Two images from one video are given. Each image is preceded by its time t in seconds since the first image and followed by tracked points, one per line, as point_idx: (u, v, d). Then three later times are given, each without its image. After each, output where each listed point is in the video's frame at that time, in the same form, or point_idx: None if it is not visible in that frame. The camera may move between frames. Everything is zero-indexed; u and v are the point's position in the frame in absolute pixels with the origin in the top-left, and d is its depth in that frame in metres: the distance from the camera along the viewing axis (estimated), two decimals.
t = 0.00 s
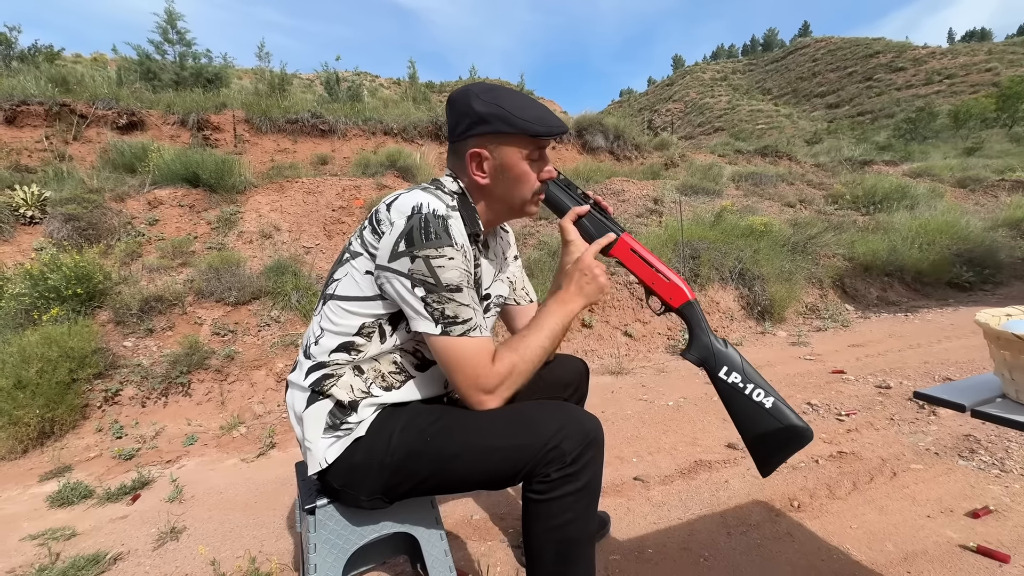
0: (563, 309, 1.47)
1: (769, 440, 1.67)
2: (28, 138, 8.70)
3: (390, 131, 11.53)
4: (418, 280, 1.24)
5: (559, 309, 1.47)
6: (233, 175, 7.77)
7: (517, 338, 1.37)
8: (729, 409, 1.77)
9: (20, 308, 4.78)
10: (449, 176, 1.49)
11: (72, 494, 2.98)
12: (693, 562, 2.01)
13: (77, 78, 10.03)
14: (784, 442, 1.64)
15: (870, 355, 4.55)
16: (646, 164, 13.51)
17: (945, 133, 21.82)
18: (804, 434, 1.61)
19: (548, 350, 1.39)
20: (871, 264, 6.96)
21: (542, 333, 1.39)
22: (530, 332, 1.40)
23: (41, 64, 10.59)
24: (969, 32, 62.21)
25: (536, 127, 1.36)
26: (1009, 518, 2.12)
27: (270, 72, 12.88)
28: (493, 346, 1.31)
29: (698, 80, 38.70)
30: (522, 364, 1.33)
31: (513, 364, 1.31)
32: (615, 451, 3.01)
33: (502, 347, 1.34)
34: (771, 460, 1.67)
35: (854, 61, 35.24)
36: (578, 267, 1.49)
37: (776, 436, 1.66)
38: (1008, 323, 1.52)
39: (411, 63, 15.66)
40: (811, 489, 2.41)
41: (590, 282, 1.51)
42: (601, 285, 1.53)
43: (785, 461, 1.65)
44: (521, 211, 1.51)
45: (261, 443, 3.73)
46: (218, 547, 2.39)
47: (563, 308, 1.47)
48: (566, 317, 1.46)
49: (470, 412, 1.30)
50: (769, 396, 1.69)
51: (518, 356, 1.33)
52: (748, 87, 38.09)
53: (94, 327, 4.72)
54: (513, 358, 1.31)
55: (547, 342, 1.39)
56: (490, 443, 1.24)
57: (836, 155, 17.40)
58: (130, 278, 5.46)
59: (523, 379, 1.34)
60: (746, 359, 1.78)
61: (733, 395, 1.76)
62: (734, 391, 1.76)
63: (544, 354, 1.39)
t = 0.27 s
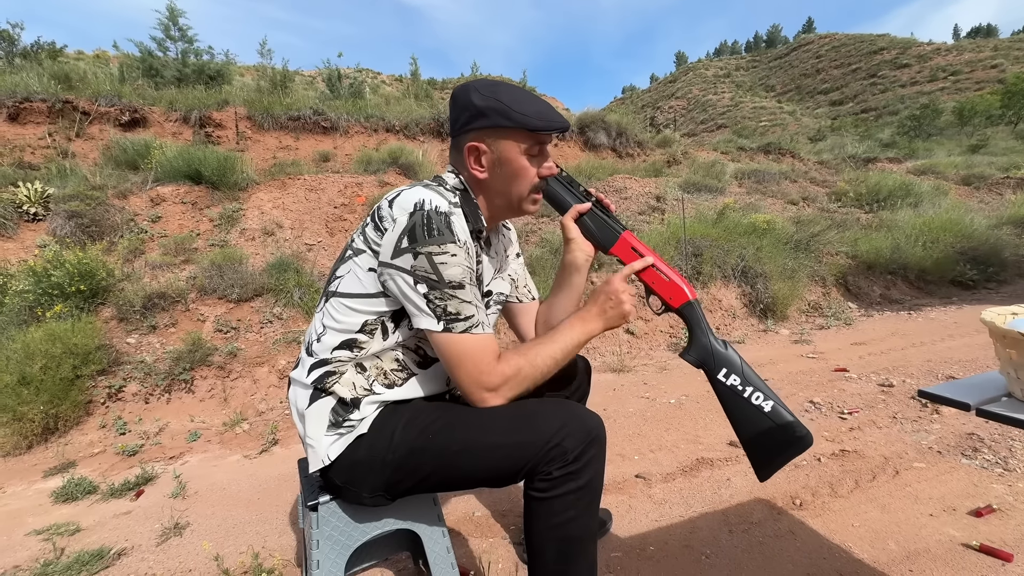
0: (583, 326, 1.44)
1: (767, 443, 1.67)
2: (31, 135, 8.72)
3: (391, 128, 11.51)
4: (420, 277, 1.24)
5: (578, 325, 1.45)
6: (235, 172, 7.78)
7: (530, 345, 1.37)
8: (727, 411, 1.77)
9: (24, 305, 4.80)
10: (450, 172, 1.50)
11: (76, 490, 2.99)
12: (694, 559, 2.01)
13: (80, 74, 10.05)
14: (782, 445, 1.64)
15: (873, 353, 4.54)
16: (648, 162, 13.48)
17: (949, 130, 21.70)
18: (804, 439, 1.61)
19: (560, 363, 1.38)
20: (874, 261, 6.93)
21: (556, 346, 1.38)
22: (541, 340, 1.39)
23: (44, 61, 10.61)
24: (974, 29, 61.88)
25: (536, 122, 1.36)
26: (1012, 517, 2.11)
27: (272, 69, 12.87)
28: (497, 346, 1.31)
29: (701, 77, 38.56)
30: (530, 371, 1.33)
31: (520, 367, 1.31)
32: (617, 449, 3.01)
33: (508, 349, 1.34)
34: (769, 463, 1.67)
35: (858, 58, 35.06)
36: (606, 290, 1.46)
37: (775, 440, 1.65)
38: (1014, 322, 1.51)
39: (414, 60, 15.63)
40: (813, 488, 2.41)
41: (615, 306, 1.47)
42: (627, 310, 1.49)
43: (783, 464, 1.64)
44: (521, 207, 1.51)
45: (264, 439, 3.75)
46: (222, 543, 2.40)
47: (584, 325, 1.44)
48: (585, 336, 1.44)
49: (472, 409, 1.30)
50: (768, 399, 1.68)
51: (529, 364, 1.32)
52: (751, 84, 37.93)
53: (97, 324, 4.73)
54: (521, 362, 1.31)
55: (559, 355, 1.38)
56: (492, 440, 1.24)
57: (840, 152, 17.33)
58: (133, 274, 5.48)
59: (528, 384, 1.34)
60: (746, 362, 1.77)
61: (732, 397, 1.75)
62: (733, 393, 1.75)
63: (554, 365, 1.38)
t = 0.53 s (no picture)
0: (592, 334, 1.44)
1: (770, 439, 1.67)
2: (32, 131, 8.72)
3: (392, 124, 11.49)
4: (420, 272, 1.24)
5: (587, 333, 1.44)
6: (236, 168, 7.78)
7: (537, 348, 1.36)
8: (730, 407, 1.76)
9: (25, 301, 4.81)
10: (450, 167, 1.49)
11: (78, 485, 3.00)
12: (695, 555, 2.02)
13: (80, 71, 10.05)
14: (785, 441, 1.64)
15: (875, 350, 4.53)
16: (649, 158, 13.45)
17: (952, 127, 21.62)
18: (807, 435, 1.61)
19: (563, 367, 1.38)
20: (876, 258, 6.92)
21: (564, 351, 1.38)
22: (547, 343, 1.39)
23: (44, 57, 10.60)
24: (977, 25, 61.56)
25: (536, 116, 1.35)
26: (1013, 513, 2.11)
27: (273, 65, 12.85)
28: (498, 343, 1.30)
29: (703, 73, 38.42)
30: (533, 372, 1.33)
31: (523, 367, 1.31)
32: (617, 445, 3.01)
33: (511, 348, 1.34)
34: (771, 459, 1.68)
35: (860, 54, 34.91)
36: (624, 302, 1.46)
37: (778, 436, 1.65)
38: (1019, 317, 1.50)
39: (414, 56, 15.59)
40: (814, 484, 2.41)
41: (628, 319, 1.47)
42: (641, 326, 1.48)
43: (786, 460, 1.65)
44: (521, 203, 1.50)
45: (265, 436, 3.75)
46: (223, 538, 2.41)
47: (594, 334, 1.44)
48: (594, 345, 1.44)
49: (471, 406, 1.30)
50: (772, 395, 1.68)
51: (534, 366, 1.32)
52: (753, 80, 37.80)
53: (99, 321, 4.75)
54: (525, 362, 1.31)
55: (564, 361, 1.38)
56: (491, 437, 1.24)
57: (842, 149, 17.28)
58: (134, 271, 5.48)
59: (530, 385, 1.34)
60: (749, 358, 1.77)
61: (735, 393, 1.75)
62: (736, 389, 1.75)
63: (558, 369, 1.38)
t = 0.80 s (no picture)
0: (584, 319, 1.44)
1: (773, 435, 1.65)
2: (27, 127, 8.66)
3: (391, 120, 11.44)
4: (416, 269, 1.22)
5: (578, 317, 1.45)
6: (234, 164, 7.74)
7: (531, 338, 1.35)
8: (732, 402, 1.75)
9: (21, 298, 4.78)
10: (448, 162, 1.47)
11: (75, 483, 2.98)
12: (694, 553, 2.00)
13: (76, 66, 9.98)
14: (789, 436, 1.63)
15: (874, 347, 4.52)
16: (649, 155, 13.41)
17: (952, 123, 21.57)
18: (809, 429, 1.59)
19: (558, 357, 1.37)
20: (876, 255, 6.91)
21: (558, 340, 1.38)
22: (541, 334, 1.38)
23: (39, 52, 10.52)
24: (978, 21, 61.38)
25: (538, 111, 1.33)
26: (1014, 511, 2.10)
27: (270, 61, 12.78)
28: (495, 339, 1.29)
29: (702, 69, 38.30)
30: (529, 365, 1.31)
31: (519, 361, 1.29)
32: (616, 442, 3.00)
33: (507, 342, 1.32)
34: (775, 454, 1.66)
35: (860, 50, 34.82)
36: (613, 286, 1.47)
37: (780, 430, 1.64)
38: None
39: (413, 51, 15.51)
40: (814, 481, 2.40)
41: (617, 299, 1.48)
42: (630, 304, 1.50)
43: (790, 455, 1.63)
44: (520, 198, 1.48)
45: (263, 433, 3.73)
46: (219, 537, 2.39)
47: (584, 318, 1.44)
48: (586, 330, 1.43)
49: (469, 404, 1.28)
50: (774, 390, 1.66)
51: (530, 358, 1.31)
52: (753, 76, 37.71)
53: (95, 317, 4.72)
54: (521, 356, 1.30)
55: (558, 349, 1.37)
56: (488, 436, 1.22)
57: (842, 145, 17.25)
58: (131, 268, 5.45)
59: (526, 379, 1.33)
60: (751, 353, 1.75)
61: (737, 389, 1.73)
62: (738, 385, 1.73)
63: (553, 360, 1.37)
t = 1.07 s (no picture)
0: (571, 305, 1.39)
1: (780, 437, 1.60)
2: (16, 121, 8.53)
3: (386, 115, 11.33)
4: (404, 264, 1.15)
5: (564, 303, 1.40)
6: (227, 159, 7.64)
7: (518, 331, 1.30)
8: (737, 402, 1.69)
9: (7, 295, 4.69)
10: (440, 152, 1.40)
11: (60, 485, 2.91)
12: (694, 557, 1.95)
13: (66, 60, 9.84)
14: (795, 437, 1.57)
15: (874, 343, 4.48)
16: (646, 151, 13.34)
17: (948, 120, 21.56)
18: (817, 431, 1.54)
19: (549, 348, 1.32)
20: (874, 251, 6.87)
21: (547, 330, 1.32)
22: (530, 325, 1.32)
23: (29, 46, 10.37)
24: (975, 18, 61.41)
25: (534, 98, 1.26)
26: (1020, 512, 2.06)
27: (264, 55, 12.64)
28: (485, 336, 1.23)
29: (700, 65, 38.19)
30: (519, 360, 1.26)
31: (509, 356, 1.23)
32: (614, 441, 2.95)
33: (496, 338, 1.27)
34: (781, 455, 1.61)
35: (858, 46, 34.79)
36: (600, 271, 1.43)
37: (787, 432, 1.58)
38: None
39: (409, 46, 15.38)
40: (815, 481, 2.35)
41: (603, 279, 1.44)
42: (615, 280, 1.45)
43: (797, 457, 1.58)
44: (515, 189, 1.42)
45: (254, 432, 3.67)
46: (207, 541, 2.32)
47: (572, 304, 1.39)
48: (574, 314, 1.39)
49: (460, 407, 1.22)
50: (780, 390, 1.60)
51: (519, 352, 1.25)
52: (750, 72, 37.64)
53: (84, 315, 4.64)
54: (510, 351, 1.24)
55: (549, 339, 1.32)
56: (480, 442, 1.16)
57: (839, 141, 17.22)
58: (121, 264, 5.36)
59: (518, 377, 1.27)
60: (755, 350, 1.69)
61: (741, 388, 1.67)
62: (742, 384, 1.67)
63: (544, 353, 1.31)
